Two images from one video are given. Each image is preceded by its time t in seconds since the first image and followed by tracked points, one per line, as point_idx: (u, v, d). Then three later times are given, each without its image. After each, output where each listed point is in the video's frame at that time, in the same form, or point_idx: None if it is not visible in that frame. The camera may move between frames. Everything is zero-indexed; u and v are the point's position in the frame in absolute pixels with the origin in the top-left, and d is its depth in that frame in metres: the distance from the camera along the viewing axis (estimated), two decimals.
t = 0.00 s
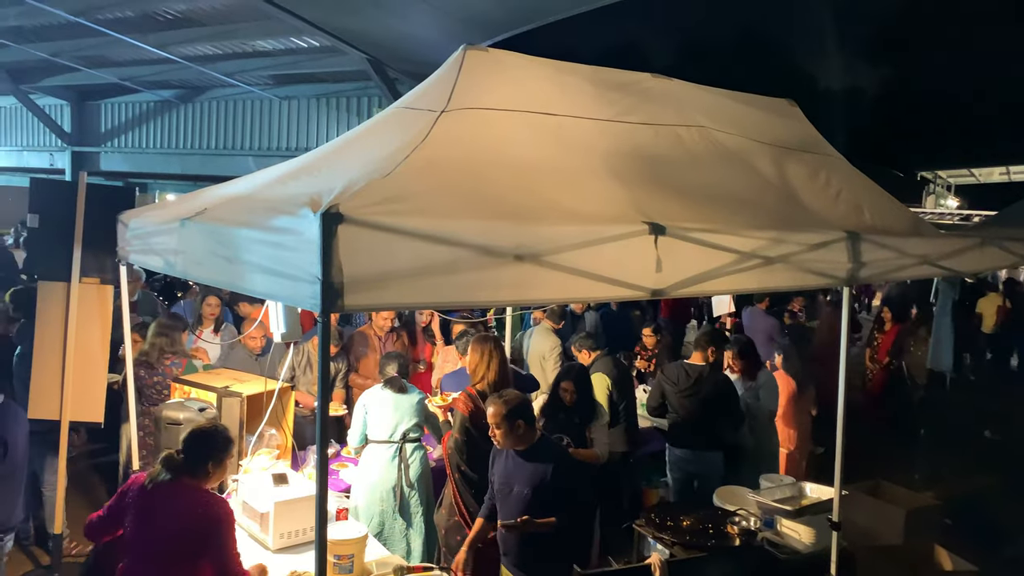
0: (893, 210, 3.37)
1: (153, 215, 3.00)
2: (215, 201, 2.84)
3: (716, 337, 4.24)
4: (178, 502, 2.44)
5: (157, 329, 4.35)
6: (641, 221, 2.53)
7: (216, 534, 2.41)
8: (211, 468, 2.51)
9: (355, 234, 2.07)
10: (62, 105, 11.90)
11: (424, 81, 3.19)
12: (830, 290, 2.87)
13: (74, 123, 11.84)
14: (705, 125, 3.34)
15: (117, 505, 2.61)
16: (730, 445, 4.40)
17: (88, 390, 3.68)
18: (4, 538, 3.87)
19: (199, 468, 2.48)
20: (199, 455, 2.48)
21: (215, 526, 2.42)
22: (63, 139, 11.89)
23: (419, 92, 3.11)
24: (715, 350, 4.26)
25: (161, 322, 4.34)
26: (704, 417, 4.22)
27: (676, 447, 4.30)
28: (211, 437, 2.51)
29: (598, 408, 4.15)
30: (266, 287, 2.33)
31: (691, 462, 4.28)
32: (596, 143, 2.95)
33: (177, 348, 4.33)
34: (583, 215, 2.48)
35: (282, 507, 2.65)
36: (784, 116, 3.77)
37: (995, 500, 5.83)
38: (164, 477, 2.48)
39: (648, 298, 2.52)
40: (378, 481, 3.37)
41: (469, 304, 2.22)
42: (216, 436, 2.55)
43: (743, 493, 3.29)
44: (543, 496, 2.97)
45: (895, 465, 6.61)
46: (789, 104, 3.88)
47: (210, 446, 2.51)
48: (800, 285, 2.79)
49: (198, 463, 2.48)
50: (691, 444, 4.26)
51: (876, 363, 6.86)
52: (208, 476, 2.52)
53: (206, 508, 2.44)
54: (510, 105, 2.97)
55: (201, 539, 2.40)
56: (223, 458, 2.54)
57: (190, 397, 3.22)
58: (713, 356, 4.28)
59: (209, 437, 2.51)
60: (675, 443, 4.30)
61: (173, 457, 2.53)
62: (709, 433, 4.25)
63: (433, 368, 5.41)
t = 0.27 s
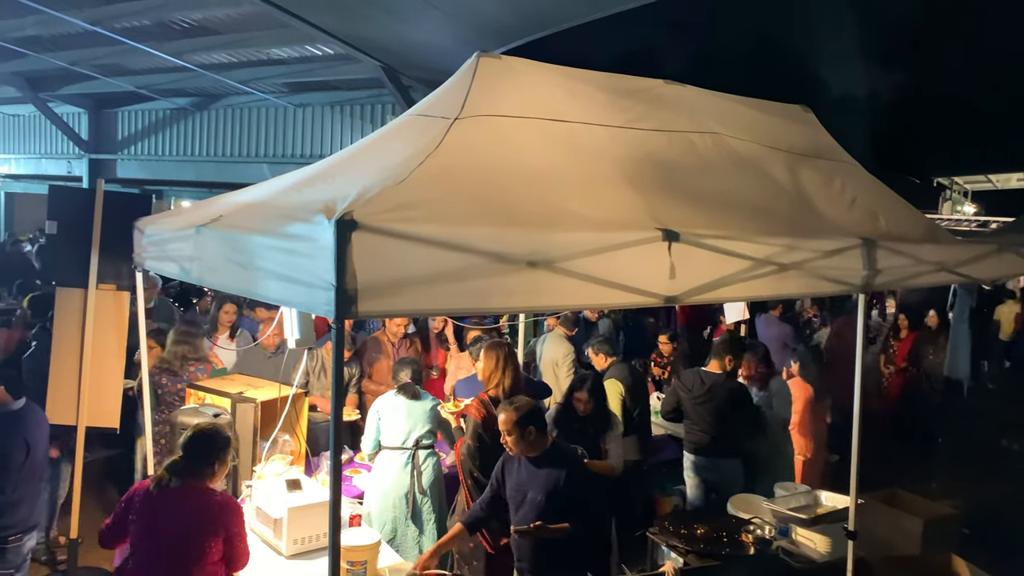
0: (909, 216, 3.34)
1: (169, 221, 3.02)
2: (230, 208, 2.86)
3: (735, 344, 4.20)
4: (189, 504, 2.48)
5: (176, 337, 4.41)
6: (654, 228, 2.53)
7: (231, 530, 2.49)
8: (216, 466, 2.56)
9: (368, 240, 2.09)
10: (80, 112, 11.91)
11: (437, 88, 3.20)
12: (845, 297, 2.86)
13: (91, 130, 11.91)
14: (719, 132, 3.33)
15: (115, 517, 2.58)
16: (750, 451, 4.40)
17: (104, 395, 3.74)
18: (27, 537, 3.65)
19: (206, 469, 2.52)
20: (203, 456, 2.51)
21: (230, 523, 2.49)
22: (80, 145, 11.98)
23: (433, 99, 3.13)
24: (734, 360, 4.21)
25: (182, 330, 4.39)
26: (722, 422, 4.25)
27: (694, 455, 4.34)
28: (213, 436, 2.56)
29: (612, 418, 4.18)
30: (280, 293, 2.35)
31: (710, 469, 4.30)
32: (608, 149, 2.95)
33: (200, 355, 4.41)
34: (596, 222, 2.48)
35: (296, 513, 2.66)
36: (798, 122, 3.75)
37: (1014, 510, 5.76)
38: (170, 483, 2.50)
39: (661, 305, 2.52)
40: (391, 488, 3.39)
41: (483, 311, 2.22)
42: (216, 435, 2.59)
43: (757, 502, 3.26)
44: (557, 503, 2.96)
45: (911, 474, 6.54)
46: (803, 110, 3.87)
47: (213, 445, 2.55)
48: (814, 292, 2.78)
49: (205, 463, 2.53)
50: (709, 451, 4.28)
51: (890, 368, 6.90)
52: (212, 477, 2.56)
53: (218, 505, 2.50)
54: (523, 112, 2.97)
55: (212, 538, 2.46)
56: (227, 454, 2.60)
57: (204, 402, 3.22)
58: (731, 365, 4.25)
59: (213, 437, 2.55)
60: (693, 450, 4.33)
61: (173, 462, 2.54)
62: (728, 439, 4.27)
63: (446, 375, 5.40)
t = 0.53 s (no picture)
0: (929, 222, 3.31)
1: (188, 227, 3.05)
2: (248, 214, 2.88)
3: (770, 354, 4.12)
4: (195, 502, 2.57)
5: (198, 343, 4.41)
6: (671, 234, 2.53)
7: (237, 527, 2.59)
8: (219, 466, 2.63)
9: (386, 246, 2.11)
10: (101, 119, 11.93)
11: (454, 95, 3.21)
12: (864, 303, 2.84)
13: (112, 136, 11.84)
14: (736, 138, 3.32)
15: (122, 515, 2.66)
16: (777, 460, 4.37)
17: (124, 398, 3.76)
18: (51, 537, 3.68)
19: (211, 469, 2.60)
20: (208, 456, 2.59)
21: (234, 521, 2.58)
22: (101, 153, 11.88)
23: (449, 105, 3.14)
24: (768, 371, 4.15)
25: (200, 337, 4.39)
26: (753, 430, 4.20)
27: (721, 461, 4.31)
28: (217, 437, 2.62)
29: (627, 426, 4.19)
30: (298, 298, 2.36)
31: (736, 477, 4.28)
32: (625, 155, 2.95)
33: (222, 361, 4.42)
34: (612, 229, 2.48)
35: (312, 518, 2.66)
36: (816, 128, 3.74)
37: None
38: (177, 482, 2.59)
39: (678, 312, 2.50)
40: (407, 493, 3.39)
41: (499, 317, 2.23)
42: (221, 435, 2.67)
43: (774, 510, 3.22)
44: (572, 509, 2.93)
45: (931, 483, 6.46)
46: (821, 116, 3.86)
47: (218, 446, 2.62)
48: (833, 299, 2.76)
49: (210, 463, 2.60)
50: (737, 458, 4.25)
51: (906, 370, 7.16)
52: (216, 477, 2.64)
53: (223, 504, 2.58)
54: (539, 118, 2.98)
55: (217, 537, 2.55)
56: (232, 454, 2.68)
57: (222, 407, 3.25)
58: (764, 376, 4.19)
59: (218, 438, 2.62)
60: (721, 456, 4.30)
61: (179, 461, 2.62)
62: (756, 448, 4.25)
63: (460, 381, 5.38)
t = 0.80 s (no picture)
0: (951, 228, 3.29)
1: (209, 232, 3.08)
2: (269, 219, 2.90)
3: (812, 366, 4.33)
4: (200, 501, 2.57)
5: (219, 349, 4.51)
6: (690, 239, 2.54)
7: (238, 530, 2.55)
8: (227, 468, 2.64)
9: (406, 251, 2.13)
10: (124, 126, 11.91)
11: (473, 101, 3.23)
12: (886, 310, 2.82)
13: (134, 142, 11.82)
14: (755, 143, 3.32)
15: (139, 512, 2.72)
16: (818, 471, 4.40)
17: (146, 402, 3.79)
18: (77, 537, 3.68)
19: (218, 469, 2.61)
20: (217, 456, 2.61)
21: (238, 524, 2.55)
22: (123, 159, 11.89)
23: (468, 111, 3.15)
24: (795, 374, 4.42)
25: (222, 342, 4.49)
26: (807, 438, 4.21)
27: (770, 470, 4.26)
28: (226, 439, 2.64)
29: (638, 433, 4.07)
30: (318, 303, 2.38)
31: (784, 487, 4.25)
32: (643, 160, 2.95)
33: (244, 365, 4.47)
34: (632, 234, 2.49)
35: (331, 522, 2.67)
36: (837, 134, 3.72)
37: None
38: (185, 480, 2.62)
39: (698, 317, 2.50)
40: (425, 497, 3.39)
41: (519, 322, 2.24)
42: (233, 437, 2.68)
43: (794, 518, 3.20)
44: (590, 517, 2.93)
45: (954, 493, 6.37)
46: (841, 122, 3.84)
47: (227, 447, 2.63)
48: (854, 305, 2.74)
49: (216, 464, 2.62)
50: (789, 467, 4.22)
51: (916, 369, 6.73)
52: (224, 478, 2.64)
53: (228, 505, 2.57)
54: (558, 123, 2.99)
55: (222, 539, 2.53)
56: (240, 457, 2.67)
57: (242, 410, 3.28)
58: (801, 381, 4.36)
59: (228, 438, 2.64)
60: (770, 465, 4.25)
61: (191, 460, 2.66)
62: (805, 457, 4.24)
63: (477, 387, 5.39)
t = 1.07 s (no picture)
0: (976, 232, 3.26)
1: (230, 237, 3.10)
2: (290, 224, 2.92)
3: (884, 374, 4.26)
4: (212, 507, 2.60)
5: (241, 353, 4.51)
6: (711, 244, 2.53)
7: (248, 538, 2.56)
8: (241, 475, 2.65)
9: (426, 256, 2.15)
10: (147, 133, 11.89)
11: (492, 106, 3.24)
12: (909, 315, 2.80)
13: (156, 148, 11.80)
14: (776, 147, 3.29)
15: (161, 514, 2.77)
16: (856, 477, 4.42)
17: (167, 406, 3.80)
18: (102, 537, 3.68)
19: (230, 475, 2.63)
20: (229, 463, 2.63)
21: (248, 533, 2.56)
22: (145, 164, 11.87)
23: (487, 116, 3.16)
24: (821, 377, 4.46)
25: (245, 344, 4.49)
26: (847, 442, 4.25)
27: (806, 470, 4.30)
28: (240, 445, 2.65)
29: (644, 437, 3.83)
30: (338, 307, 2.40)
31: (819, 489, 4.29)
32: (663, 165, 2.95)
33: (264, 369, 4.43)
34: (652, 238, 2.48)
35: (349, 526, 2.68)
36: (858, 138, 3.70)
37: None
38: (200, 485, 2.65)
39: (719, 322, 2.49)
40: (443, 502, 3.37)
41: (539, 326, 2.24)
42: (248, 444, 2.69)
43: (816, 526, 3.17)
44: (607, 523, 2.92)
45: (978, 501, 6.28)
46: (863, 125, 3.81)
47: (241, 454, 2.64)
48: (876, 310, 2.72)
49: (231, 471, 2.63)
50: (824, 469, 4.25)
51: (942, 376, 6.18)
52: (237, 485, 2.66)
53: (238, 513, 2.58)
54: (577, 128, 2.99)
55: (232, 546, 2.55)
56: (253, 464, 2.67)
57: (262, 414, 3.31)
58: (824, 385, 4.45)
59: (242, 445, 2.65)
60: (806, 465, 4.29)
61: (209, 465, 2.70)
62: (843, 460, 4.28)
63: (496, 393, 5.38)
